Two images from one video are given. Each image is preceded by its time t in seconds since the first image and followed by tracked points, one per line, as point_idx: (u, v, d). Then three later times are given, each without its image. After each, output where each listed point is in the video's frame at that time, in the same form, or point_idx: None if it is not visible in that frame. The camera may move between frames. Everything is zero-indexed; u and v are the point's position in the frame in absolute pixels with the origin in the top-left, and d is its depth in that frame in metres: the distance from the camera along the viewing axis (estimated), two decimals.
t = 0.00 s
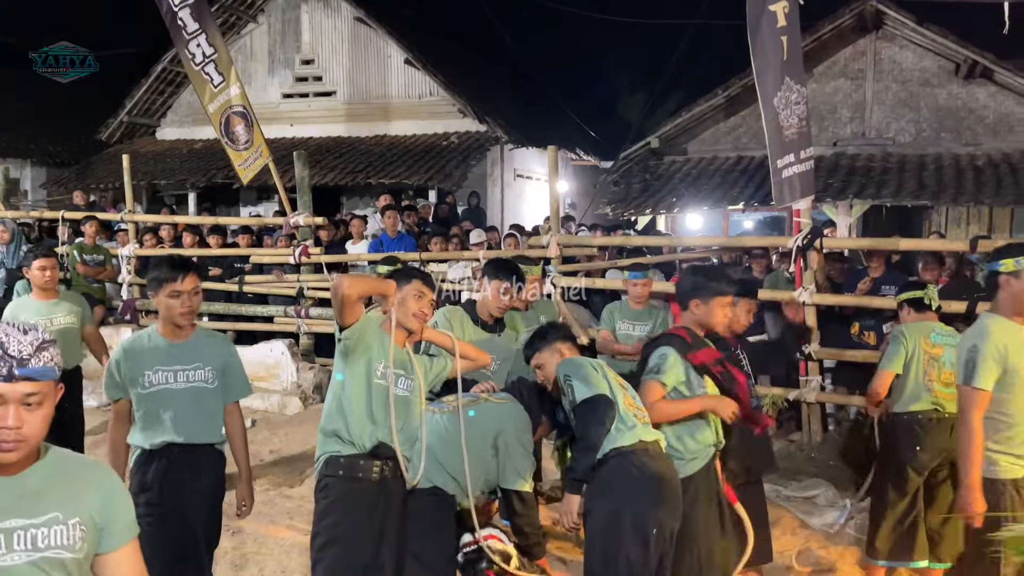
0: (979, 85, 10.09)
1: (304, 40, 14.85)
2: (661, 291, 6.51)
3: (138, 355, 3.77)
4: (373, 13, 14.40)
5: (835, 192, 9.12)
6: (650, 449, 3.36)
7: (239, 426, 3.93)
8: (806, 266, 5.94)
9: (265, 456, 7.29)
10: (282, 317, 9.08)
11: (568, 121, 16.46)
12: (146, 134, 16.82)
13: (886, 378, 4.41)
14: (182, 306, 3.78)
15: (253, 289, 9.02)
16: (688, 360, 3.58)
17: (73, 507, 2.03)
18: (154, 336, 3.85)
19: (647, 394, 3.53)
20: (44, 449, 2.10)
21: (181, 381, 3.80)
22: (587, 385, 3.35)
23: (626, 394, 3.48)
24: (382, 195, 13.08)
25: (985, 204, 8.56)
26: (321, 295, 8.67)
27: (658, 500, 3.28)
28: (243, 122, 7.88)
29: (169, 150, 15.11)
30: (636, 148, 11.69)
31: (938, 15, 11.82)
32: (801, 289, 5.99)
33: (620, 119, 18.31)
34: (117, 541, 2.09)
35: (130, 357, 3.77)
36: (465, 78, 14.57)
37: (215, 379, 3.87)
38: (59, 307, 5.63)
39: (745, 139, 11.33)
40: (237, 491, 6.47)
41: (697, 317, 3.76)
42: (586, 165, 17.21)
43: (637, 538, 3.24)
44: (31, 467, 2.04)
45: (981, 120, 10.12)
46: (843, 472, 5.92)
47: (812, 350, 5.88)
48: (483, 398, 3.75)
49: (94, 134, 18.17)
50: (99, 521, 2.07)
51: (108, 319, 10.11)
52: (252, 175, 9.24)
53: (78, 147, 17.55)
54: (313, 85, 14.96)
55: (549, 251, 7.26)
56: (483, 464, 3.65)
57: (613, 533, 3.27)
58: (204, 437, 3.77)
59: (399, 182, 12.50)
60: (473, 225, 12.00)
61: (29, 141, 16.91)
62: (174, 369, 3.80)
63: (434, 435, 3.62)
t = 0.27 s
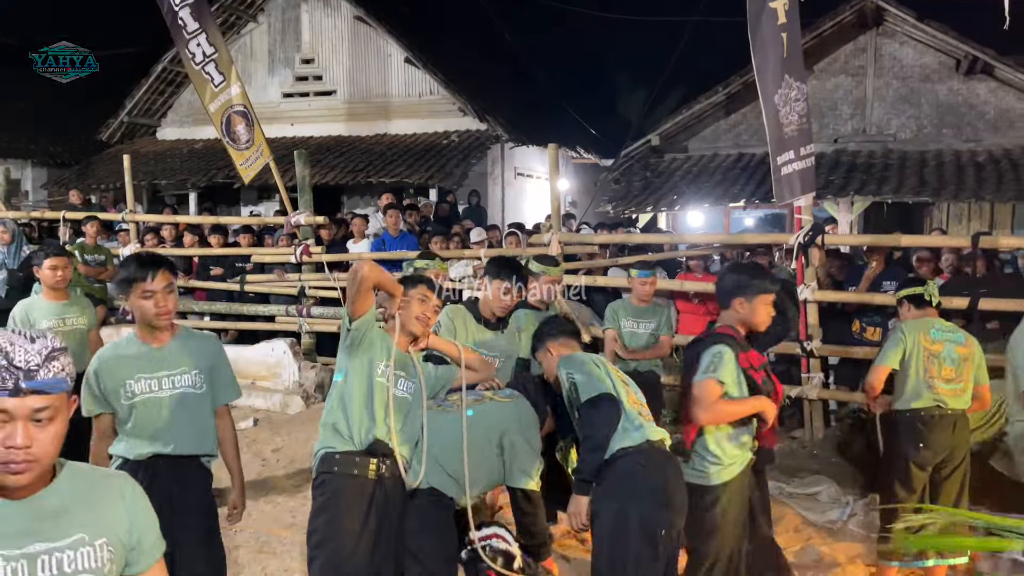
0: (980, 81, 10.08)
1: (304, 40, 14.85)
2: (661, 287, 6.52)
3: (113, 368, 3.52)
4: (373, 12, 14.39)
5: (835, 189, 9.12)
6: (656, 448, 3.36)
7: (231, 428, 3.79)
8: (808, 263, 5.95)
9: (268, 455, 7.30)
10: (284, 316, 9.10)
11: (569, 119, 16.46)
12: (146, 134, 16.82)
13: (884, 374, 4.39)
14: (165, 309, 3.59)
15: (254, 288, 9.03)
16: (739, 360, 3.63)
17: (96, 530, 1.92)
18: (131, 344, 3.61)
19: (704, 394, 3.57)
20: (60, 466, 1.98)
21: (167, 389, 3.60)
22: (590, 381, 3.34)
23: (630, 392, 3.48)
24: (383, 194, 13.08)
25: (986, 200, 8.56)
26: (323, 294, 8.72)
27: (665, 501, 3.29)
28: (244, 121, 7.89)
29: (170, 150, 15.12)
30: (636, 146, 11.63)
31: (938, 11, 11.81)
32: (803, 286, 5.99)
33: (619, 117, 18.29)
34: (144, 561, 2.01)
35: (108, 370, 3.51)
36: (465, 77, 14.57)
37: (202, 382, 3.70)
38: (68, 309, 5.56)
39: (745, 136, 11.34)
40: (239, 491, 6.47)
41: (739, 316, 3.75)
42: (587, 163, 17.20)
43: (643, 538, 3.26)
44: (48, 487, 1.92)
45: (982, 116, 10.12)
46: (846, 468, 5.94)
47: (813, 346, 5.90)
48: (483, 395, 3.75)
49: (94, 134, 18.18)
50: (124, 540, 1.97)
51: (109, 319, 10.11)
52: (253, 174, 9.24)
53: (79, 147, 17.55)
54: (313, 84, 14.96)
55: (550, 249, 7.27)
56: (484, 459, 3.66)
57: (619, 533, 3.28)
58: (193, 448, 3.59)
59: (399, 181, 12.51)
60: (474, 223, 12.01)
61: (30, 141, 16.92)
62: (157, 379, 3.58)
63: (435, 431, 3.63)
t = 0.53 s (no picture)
0: (983, 75, 10.07)
1: (305, 38, 14.86)
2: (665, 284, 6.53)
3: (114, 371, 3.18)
4: (374, 10, 14.38)
5: (839, 184, 9.12)
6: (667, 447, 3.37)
7: (233, 445, 3.52)
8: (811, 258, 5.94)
9: (273, 453, 7.31)
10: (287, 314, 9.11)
11: (571, 117, 16.45)
12: (149, 133, 16.81)
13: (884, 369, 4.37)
14: (176, 315, 3.26)
15: (258, 287, 9.04)
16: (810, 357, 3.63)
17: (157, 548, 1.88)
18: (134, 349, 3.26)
19: (778, 392, 3.53)
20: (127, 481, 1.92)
21: (168, 400, 3.24)
22: (605, 376, 3.32)
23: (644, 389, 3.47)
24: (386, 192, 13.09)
25: (990, 194, 8.55)
26: (327, 292, 8.74)
27: (674, 498, 3.29)
28: (247, 120, 7.90)
29: (172, 149, 15.12)
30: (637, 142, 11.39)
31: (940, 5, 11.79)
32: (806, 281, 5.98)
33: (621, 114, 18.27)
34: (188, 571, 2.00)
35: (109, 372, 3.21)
36: (467, 74, 14.57)
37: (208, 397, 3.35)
38: (84, 309, 5.50)
39: (747, 132, 11.33)
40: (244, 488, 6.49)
41: (804, 314, 3.73)
42: (589, 160, 17.18)
43: (654, 536, 3.24)
44: (110, 503, 1.85)
45: (984, 111, 10.10)
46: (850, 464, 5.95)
47: (819, 340, 5.89)
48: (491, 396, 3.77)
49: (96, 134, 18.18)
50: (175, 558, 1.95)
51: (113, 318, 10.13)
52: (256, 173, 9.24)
53: (81, 147, 17.55)
54: (314, 83, 14.95)
55: (554, 246, 7.27)
56: (487, 462, 3.64)
57: (628, 529, 3.27)
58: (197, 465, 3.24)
59: (401, 179, 12.51)
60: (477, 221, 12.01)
61: (32, 141, 16.93)
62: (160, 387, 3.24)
63: (441, 429, 3.64)
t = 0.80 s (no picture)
0: (989, 68, 10.06)
1: (310, 37, 14.88)
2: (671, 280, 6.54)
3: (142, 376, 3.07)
4: (378, 8, 14.38)
5: (845, 178, 9.10)
6: (683, 463, 3.34)
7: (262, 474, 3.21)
8: (818, 253, 5.93)
9: (281, 451, 7.34)
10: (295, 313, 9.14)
11: (576, 113, 16.45)
12: (154, 133, 16.84)
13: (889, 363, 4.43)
14: (225, 317, 3.28)
15: (265, 285, 9.07)
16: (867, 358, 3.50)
17: (285, 567, 1.81)
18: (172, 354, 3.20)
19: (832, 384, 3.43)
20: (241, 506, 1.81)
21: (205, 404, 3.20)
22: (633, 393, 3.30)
23: (671, 396, 3.42)
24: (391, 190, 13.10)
25: (997, 187, 8.54)
26: (333, 291, 8.76)
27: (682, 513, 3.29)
28: (253, 119, 7.92)
29: (177, 149, 15.14)
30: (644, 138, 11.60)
31: None
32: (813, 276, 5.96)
33: (625, 109, 18.24)
34: None
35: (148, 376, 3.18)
36: (471, 71, 14.57)
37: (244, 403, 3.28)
38: (110, 315, 5.13)
39: (753, 127, 11.31)
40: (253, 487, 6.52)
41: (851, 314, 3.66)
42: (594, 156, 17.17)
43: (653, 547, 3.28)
44: (243, 522, 1.77)
45: (991, 104, 10.08)
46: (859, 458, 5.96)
47: (825, 338, 5.89)
48: (504, 386, 3.82)
49: (101, 134, 18.22)
50: None
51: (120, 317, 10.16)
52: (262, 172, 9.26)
53: (86, 147, 17.59)
54: (319, 82, 14.96)
55: (560, 243, 7.28)
56: (505, 452, 3.80)
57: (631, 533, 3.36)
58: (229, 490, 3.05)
59: (406, 176, 12.52)
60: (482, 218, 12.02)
61: (38, 142, 16.98)
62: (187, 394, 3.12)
63: (455, 426, 3.83)
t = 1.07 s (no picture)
0: (993, 63, 10.04)
1: (313, 36, 14.91)
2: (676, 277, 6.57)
3: (187, 387, 3.11)
4: (382, 6, 14.40)
5: (849, 174, 9.10)
6: (727, 492, 3.22)
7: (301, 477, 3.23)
8: (823, 249, 5.94)
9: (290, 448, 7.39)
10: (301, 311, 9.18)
11: (579, 110, 16.45)
12: (159, 133, 16.86)
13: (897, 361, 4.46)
14: (276, 329, 3.19)
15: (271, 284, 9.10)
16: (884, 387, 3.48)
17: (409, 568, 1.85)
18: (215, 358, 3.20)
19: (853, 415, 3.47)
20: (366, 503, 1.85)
21: (253, 417, 3.16)
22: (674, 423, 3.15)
23: (724, 408, 3.25)
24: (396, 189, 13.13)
25: (1002, 182, 8.54)
26: (339, 290, 8.80)
27: (724, 546, 3.23)
28: (259, 118, 7.96)
29: (182, 149, 15.17)
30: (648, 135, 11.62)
31: None
32: (818, 272, 5.98)
33: (629, 106, 18.23)
34: None
35: (195, 387, 3.12)
36: (474, 69, 14.58)
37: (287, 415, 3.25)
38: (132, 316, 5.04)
39: (757, 123, 11.31)
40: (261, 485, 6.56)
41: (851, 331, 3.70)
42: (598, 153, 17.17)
43: (683, 569, 3.25)
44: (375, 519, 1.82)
45: (995, 98, 10.06)
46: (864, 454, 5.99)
47: (832, 334, 5.91)
48: (494, 371, 3.77)
49: (105, 135, 18.27)
50: None
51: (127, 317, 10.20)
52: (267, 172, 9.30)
53: (90, 147, 17.63)
54: (323, 80, 14.98)
55: (565, 241, 7.30)
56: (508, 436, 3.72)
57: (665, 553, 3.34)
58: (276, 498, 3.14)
59: (411, 175, 12.55)
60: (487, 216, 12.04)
61: (43, 143, 17.04)
62: (235, 406, 3.14)
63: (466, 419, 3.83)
